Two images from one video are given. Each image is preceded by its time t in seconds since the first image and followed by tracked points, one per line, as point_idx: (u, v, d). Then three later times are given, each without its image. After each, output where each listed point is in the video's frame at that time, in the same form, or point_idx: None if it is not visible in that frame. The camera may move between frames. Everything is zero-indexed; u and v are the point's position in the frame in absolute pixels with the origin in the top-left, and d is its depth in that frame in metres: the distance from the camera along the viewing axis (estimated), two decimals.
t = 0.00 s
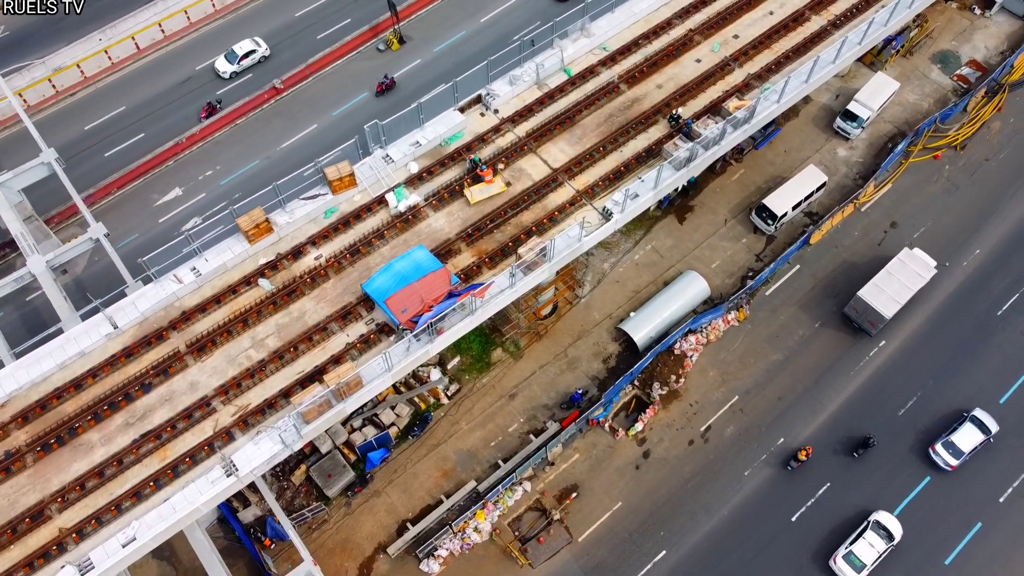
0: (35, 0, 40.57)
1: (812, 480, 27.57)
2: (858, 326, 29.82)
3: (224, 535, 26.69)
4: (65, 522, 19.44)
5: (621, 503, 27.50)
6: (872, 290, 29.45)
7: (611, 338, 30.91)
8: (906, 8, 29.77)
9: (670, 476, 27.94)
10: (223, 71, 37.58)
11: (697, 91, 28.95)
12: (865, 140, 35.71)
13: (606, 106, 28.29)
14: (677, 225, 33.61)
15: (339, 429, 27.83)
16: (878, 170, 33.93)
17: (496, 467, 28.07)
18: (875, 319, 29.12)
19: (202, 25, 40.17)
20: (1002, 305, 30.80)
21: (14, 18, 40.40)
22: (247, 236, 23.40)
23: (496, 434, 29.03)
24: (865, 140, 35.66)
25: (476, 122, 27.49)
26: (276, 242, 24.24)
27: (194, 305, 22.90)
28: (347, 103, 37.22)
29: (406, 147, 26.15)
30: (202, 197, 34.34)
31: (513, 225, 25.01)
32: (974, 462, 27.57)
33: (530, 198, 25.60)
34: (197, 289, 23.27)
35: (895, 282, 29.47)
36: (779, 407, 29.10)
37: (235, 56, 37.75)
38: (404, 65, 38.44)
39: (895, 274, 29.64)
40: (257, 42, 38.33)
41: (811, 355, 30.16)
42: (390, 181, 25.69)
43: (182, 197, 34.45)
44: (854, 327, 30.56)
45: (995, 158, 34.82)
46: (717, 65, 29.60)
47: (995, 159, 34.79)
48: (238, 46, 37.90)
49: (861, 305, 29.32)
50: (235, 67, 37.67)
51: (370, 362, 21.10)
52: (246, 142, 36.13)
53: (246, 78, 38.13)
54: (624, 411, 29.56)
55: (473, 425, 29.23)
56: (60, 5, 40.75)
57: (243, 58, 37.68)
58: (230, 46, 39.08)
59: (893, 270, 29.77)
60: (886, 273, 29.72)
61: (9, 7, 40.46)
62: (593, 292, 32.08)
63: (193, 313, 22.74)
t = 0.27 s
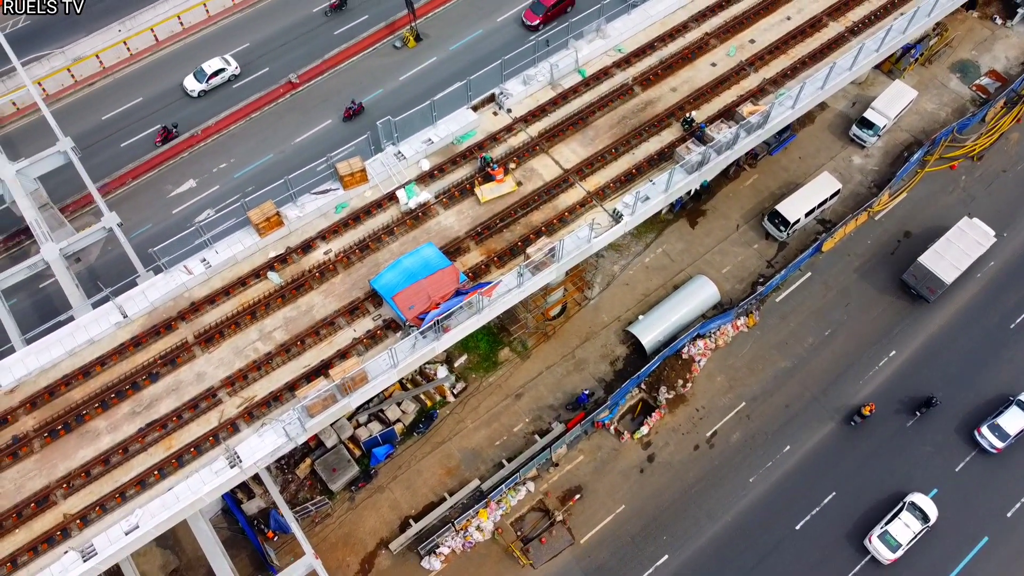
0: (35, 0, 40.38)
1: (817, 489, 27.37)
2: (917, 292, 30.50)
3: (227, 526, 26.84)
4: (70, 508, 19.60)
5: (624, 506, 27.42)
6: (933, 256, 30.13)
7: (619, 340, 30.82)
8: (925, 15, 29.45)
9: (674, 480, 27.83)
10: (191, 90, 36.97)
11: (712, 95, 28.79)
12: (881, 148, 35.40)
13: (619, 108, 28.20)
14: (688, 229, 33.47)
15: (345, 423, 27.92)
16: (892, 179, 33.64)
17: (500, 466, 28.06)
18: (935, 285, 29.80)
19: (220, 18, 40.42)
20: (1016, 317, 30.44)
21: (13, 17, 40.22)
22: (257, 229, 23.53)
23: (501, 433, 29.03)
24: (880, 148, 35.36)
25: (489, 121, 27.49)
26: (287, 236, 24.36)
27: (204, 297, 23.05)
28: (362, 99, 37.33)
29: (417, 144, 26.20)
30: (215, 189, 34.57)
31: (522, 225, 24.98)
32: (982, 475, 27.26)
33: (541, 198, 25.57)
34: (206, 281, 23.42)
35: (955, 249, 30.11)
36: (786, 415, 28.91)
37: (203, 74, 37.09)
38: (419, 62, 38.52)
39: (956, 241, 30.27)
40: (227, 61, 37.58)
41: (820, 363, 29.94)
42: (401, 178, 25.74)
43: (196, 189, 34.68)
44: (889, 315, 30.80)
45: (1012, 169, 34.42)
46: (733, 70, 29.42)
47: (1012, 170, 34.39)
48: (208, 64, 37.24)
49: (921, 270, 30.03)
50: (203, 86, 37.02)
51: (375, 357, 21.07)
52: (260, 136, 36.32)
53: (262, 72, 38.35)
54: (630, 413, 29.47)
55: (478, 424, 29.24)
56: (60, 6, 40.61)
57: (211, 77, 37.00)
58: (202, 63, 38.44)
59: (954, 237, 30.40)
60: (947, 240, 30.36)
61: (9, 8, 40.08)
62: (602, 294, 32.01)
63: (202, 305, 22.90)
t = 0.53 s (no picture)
0: None
1: (822, 498, 27.17)
2: (977, 263, 31.27)
3: (231, 517, 27.04)
4: (75, 494, 19.78)
5: (627, 509, 27.34)
6: (994, 227, 31.05)
7: (627, 343, 30.74)
8: (945, 23, 29.13)
9: (678, 485, 27.72)
10: (156, 108, 36.40)
11: (726, 99, 28.64)
12: (897, 156, 35.08)
13: (632, 110, 28.11)
14: (700, 234, 33.32)
15: (351, 418, 28.01)
16: (908, 188, 33.33)
17: (504, 466, 28.06)
18: (996, 255, 30.59)
19: (239, 12, 40.66)
20: None
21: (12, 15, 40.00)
22: (268, 223, 23.66)
23: (506, 432, 29.02)
24: (896, 157, 35.05)
25: (502, 120, 27.49)
26: (297, 230, 24.47)
27: (213, 288, 23.20)
28: (377, 96, 37.44)
29: (430, 142, 26.26)
30: (229, 182, 34.79)
31: (532, 225, 24.95)
32: (990, 489, 26.94)
33: (551, 199, 25.53)
34: (216, 273, 23.58)
35: (1017, 221, 30.96)
36: (793, 422, 28.72)
37: (169, 92, 36.55)
38: (435, 60, 38.57)
39: (1017, 213, 31.15)
40: (194, 78, 37.01)
41: (828, 371, 29.72)
42: (412, 175, 25.80)
43: (210, 181, 34.93)
44: (900, 324, 30.56)
45: None
46: (748, 74, 29.24)
47: None
48: (173, 81, 36.67)
49: (983, 240, 30.92)
50: (169, 103, 36.50)
51: (381, 353, 21.09)
52: (275, 130, 36.52)
53: (279, 66, 38.55)
54: (636, 416, 29.21)
55: (483, 422, 29.26)
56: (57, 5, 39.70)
57: (177, 95, 36.45)
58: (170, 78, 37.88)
59: (1016, 209, 31.25)
60: (1009, 212, 31.26)
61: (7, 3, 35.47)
62: (611, 297, 31.93)
63: (211, 296, 23.05)
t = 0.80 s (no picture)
0: None
1: (827, 509, 26.95)
2: None
3: (236, 508, 27.24)
4: (81, 480, 19.98)
5: (631, 513, 27.25)
6: None
7: (635, 346, 30.64)
8: (966, 33, 28.75)
9: (683, 490, 27.59)
10: (116, 125, 35.80)
11: (742, 105, 28.45)
12: (914, 167, 34.74)
13: (647, 113, 28.00)
14: (712, 239, 33.15)
15: (357, 413, 28.11)
16: (924, 199, 33.01)
17: (508, 466, 28.05)
18: None
19: (259, 6, 40.92)
20: None
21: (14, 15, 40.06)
22: (280, 216, 23.81)
23: (511, 432, 29.01)
24: (914, 167, 34.70)
25: (516, 120, 27.50)
26: (309, 224, 24.60)
27: (223, 280, 23.37)
28: (394, 92, 37.56)
29: (443, 140, 26.31)
30: (244, 174, 35.02)
31: (543, 225, 24.93)
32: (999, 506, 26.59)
33: (563, 200, 25.48)
34: (227, 264, 23.75)
35: None
36: (801, 432, 28.50)
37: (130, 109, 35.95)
38: (452, 58, 38.64)
39: None
40: (156, 97, 36.42)
41: (838, 381, 29.48)
42: (425, 172, 25.85)
43: (225, 173, 35.19)
44: (913, 336, 30.26)
45: None
46: (765, 80, 29.03)
47: None
48: (134, 99, 36.08)
49: None
50: (130, 121, 35.88)
51: (387, 349, 21.15)
52: (291, 124, 36.72)
53: (297, 61, 38.75)
54: (643, 421, 29.20)
55: (489, 422, 29.27)
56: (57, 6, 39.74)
57: (138, 112, 35.85)
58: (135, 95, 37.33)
59: None
60: None
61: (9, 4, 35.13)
62: (621, 300, 31.84)
63: (221, 287, 23.22)
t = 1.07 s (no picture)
0: None
1: (832, 519, 26.74)
2: None
3: (240, 500, 27.40)
4: (87, 467, 20.16)
5: (634, 516, 27.17)
6: None
7: (643, 350, 30.56)
8: (986, 43, 28.41)
9: (687, 496, 27.47)
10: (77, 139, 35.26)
11: (756, 110, 28.28)
12: (930, 177, 34.40)
13: (661, 116, 27.90)
14: (724, 244, 33.00)
15: (363, 409, 28.28)
16: (939, 210, 32.69)
17: (513, 466, 28.05)
18: None
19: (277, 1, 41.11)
20: None
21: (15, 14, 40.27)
22: (291, 210, 23.95)
23: (517, 432, 29.00)
24: (930, 177, 34.37)
25: (529, 120, 27.50)
26: (319, 219, 24.72)
27: (233, 272, 23.53)
28: (409, 90, 37.64)
29: (456, 138, 26.36)
30: (258, 168, 35.23)
31: (553, 226, 24.90)
32: (1007, 521, 26.25)
33: (573, 201, 25.43)
34: (237, 257, 23.92)
35: None
36: (808, 440, 28.30)
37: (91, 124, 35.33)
38: (468, 57, 38.68)
39: None
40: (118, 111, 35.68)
41: (847, 391, 29.25)
42: (437, 170, 25.91)
43: (240, 166, 35.41)
44: (923, 348, 29.97)
45: None
46: (780, 86, 28.83)
47: None
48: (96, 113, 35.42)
49: None
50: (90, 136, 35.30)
51: (394, 345, 21.21)
52: (306, 119, 36.89)
53: (314, 56, 38.93)
54: (649, 425, 29.15)
55: (495, 421, 29.28)
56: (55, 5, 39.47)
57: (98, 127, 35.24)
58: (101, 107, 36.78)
59: None
60: None
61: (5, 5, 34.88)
62: (630, 303, 31.76)
63: (231, 279, 23.38)
